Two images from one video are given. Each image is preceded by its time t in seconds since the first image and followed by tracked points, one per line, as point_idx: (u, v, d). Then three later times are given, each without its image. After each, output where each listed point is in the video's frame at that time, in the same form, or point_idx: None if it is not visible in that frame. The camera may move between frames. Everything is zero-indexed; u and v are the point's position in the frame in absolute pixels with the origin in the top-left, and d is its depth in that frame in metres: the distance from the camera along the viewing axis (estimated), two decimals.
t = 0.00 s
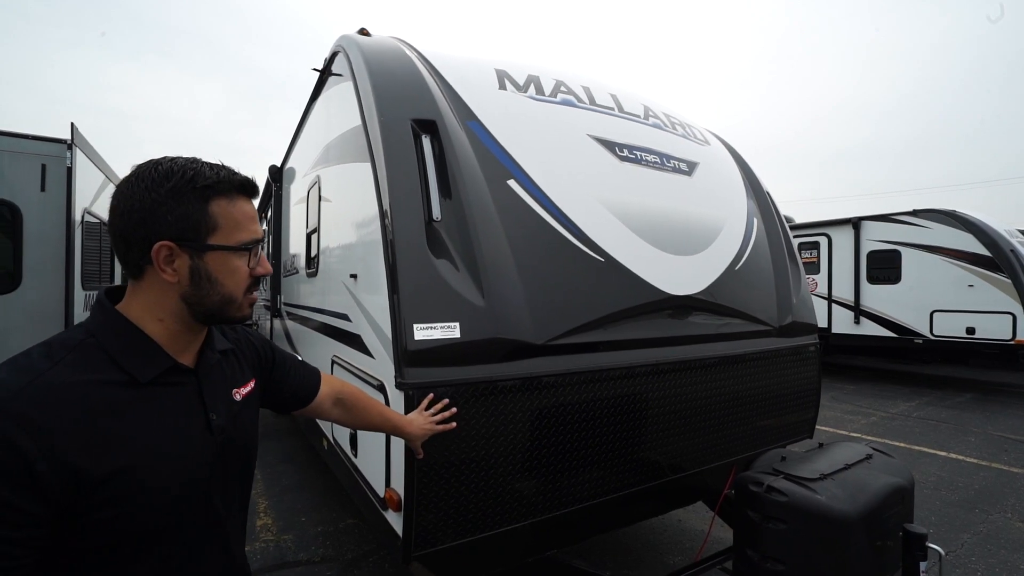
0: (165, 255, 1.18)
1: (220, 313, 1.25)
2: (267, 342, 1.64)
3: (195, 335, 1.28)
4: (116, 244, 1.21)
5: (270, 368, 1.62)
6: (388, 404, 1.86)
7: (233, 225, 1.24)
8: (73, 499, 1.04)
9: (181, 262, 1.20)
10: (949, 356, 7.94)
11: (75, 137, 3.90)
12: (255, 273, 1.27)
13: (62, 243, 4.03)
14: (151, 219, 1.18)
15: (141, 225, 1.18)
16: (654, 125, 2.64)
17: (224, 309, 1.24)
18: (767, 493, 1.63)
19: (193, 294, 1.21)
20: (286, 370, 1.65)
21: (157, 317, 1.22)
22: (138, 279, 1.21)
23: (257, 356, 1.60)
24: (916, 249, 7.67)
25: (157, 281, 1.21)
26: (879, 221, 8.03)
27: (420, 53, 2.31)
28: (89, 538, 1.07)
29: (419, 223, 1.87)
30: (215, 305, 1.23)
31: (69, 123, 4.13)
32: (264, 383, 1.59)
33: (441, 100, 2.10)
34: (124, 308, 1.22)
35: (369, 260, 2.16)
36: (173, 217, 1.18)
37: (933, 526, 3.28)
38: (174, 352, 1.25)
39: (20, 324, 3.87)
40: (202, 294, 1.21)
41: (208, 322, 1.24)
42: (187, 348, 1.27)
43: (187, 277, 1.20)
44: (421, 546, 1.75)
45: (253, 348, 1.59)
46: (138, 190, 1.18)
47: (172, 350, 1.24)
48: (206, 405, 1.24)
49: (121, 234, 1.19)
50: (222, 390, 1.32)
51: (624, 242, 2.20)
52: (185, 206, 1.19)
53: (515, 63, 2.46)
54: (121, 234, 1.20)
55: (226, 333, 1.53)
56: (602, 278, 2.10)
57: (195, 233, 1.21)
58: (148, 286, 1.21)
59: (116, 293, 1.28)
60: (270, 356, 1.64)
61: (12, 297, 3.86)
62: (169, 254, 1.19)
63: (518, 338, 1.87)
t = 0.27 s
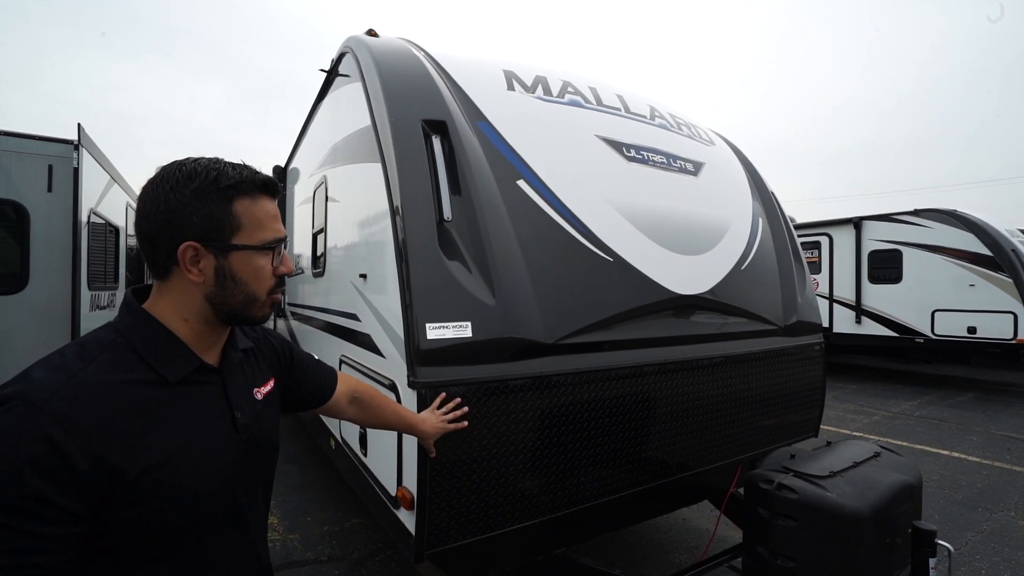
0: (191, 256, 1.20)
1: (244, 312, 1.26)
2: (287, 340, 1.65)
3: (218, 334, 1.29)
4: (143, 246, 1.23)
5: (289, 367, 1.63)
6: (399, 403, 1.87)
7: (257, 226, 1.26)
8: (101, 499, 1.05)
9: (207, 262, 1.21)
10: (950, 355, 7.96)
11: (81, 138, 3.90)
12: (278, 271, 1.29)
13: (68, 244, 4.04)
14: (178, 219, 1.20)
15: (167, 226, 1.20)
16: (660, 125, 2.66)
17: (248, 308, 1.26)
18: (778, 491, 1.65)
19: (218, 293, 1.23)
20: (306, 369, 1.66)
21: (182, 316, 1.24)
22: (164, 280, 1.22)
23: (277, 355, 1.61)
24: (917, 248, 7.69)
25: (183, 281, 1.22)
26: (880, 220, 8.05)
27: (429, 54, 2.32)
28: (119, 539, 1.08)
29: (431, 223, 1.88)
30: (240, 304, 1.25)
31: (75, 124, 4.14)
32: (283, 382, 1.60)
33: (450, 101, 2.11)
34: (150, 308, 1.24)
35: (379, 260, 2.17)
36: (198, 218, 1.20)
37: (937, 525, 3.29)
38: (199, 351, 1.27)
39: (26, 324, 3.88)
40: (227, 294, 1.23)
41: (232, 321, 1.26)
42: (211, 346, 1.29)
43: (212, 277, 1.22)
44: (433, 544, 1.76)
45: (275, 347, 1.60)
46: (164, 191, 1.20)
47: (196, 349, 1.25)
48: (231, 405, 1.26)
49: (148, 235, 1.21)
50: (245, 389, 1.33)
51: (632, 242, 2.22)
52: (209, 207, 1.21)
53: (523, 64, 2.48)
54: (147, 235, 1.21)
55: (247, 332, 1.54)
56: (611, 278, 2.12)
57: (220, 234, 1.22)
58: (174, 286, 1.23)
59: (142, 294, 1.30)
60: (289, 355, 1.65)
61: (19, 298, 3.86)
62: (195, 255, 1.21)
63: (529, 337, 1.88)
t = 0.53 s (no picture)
0: (216, 262, 1.22)
1: (264, 317, 1.29)
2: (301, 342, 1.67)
3: (235, 338, 1.31)
4: (164, 249, 1.24)
5: (304, 368, 1.65)
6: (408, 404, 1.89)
7: (280, 233, 1.29)
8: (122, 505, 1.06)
9: (232, 268, 1.23)
10: (950, 355, 7.98)
11: (86, 140, 3.92)
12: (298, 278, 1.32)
13: (72, 246, 4.05)
14: (204, 225, 1.21)
15: (193, 231, 1.21)
16: (664, 127, 2.67)
17: (268, 314, 1.29)
18: (784, 490, 1.67)
19: (241, 299, 1.25)
20: (320, 372, 1.67)
21: (202, 321, 1.25)
22: (186, 285, 1.24)
23: (292, 357, 1.63)
24: (917, 248, 7.72)
25: (205, 286, 1.24)
26: (881, 220, 8.07)
27: (434, 56, 2.33)
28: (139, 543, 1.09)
29: (439, 225, 1.89)
30: (261, 310, 1.28)
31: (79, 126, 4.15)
32: (298, 384, 1.62)
33: (457, 104, 2.13)
34: (169, 312, 1.25)
35: (386, 261, 2.19)
36: (225, 225, 1.21)
37: (939, 524, 3.31)
38: (216, 354, 1.28)
39: (31, 326, 3.89)
40: (250, 299, 1.26)
41: (252, 325, 1.29)
42: (228, 350, 1.31)
43: (235, 282, 1.24)
44: (442, 544, 1.78)
45: (289, 349, 1.62)
46: (191, 196, 1.21)
47: (214, 353, 1.27)
48: (248, 408, 1.27)
49: (171, 240, 1.22)
50: (261, 392, 1.35)
51: (637, 243, 2.23)
52: (236, 214, 1.23)
53: (528, 67, 2.49)
54: (170, 239, 1.22)
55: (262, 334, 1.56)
56: (616, 280, 2.13)
57: (245, 240, 1.24)
58: (195, 291, 1.24)
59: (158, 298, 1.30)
60: (303, 356, 1.66)
61: (24, 300, 3.88)
62: (220, 260, 1.22)
63: (536, 338, 1.90)
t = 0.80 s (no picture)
0: (232, 258, 1.24)
1: (273, 313, 1.33)
2: (294, 339, 1.69)
3: (241, 333, 1.34)
4: (172, 246, 1.23)
5: (296, 365, 1.66)
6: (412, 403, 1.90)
7: (290, 231, 1.32)
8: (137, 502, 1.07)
9: (246, 265, 1.26)
10: (949, 354, 8.01)
11: (88, 141, 3.93)
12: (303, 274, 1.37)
13: (75, 247, 4.06)
14: (219, 223, 1.22)
15: (209, 228, 1.22)
16: (664, 128, 2.69)
17: (276, 308, 1.33)
18: (785, 487, 1.68)
19: (252, 295, 1.28)
20: (313, 368, 1.69)
21: (213, 317, 1.27)
22: (197, 281, 1.24)
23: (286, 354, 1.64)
24: (916, 248, 7.74)
25: (217, 283, 1.25)
26: (879, 220, 8.10)
27: (436, 58, 2.35)
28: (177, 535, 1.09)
29: (443, 225, 1.91)
30: (269, 305, 1.31)
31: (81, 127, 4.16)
32: (293, 380, 1.63)
33: (460, 105, 2.14)
34: (178, 308, 1.26)
35: (388, 261, 2.20)
36: (240, 222, 1.23)
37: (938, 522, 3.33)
38: (224, 349, 1.30)
39: (34, 327, 3.91)
40: (262, 295, 1.29)
41: (260, 320, 1.32)
42: (234, 345, 1.33)
43: (249, 279, 1.27)
44: (446, 542, 1.79)
45: (285, 345, 1.63)
46: (206, 195, 1.22)
47: (223, 348, 1.29)
48: (261, 401, 1.30)
49: (182, 236, 1.22)
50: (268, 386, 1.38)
51: (639, 243, 2.25)
52: (252, 212, 1.25)
53: (529, 68, 2.51)
54: (181, 236, 1.22)
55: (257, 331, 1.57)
56: (618, 279, 2.15)
57: (260, 239, 1.26)
58: (207, 288, 1.25)
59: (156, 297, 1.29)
60: (296, 354, 1.68)
61: (26, 300, 3.89)
62: (235, 258, 1.24)
63: (539, 337, 1.91)
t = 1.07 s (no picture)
0: (240, 259, 1.24)
1: (279, 312, 1.35)
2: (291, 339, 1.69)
3: (246, 332, 1.35)
4: (178, 249, 1.23)
5: (294, 365, 1.67)
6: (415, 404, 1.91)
7: (295, 231, 1.33)
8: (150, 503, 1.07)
9: (255, 266, 1.27)
10: (947, 353, 8.03)
11: (89, 143, 3.93)
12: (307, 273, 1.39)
13: (76, 248, 4.07)
14: (227, 225, 1.23)
15: (218, 230, 1.22)
16: (665, 129, 2.70)
17: (283, 307, 1.35)
18: (786, 486, 1.70)
19: (261, 295, 1.29)
20: (313, 368, 1.70)
21: (221, 318, 1.28)
22: (205, 283, 1.25)
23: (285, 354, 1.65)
24: (915, 248, 7.76)
25: (225, 284, 1.26)
26: (878, 220, 8.12)
27: (438, 59, 2.36)
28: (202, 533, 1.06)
29: (445, 227, 1.92)
30: (276, 304, 1.33)
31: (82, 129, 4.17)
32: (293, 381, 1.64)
33: (461, 107, 2.15)
34: (186, 310, 1.26)
35: (389, 262, 2.21)
36: (248, 224, 1.24)
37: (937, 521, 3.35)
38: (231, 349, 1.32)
39: (35, 328, 3.91)
40: (269, 296, 1.30)
41: (267, 320, 1.33)
42: (240, 344, 1.34)
43: (257, 280, 1.28)
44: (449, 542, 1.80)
45: (284, 346, 1.64)
46: (213, 197, 1.22)
47: (231, 348, 1.31)
48: (272, 401, 1.34)
49: (191, 239, 1.22)
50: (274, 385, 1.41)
51: (640, 244, 2.26)
52: (259, 214, 1.26)
53: (530, 70, 2.52)
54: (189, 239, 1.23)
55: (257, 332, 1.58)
56: (619, 280, 2.16)
57: (267, 240, 1.28)
58: (215, 289, 1.26)
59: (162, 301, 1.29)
60: (294, 354, 1.68)
61: (28, 301, 3.89)
62: (244, 259, 1.25)
63: (541, 338, 1.93)
